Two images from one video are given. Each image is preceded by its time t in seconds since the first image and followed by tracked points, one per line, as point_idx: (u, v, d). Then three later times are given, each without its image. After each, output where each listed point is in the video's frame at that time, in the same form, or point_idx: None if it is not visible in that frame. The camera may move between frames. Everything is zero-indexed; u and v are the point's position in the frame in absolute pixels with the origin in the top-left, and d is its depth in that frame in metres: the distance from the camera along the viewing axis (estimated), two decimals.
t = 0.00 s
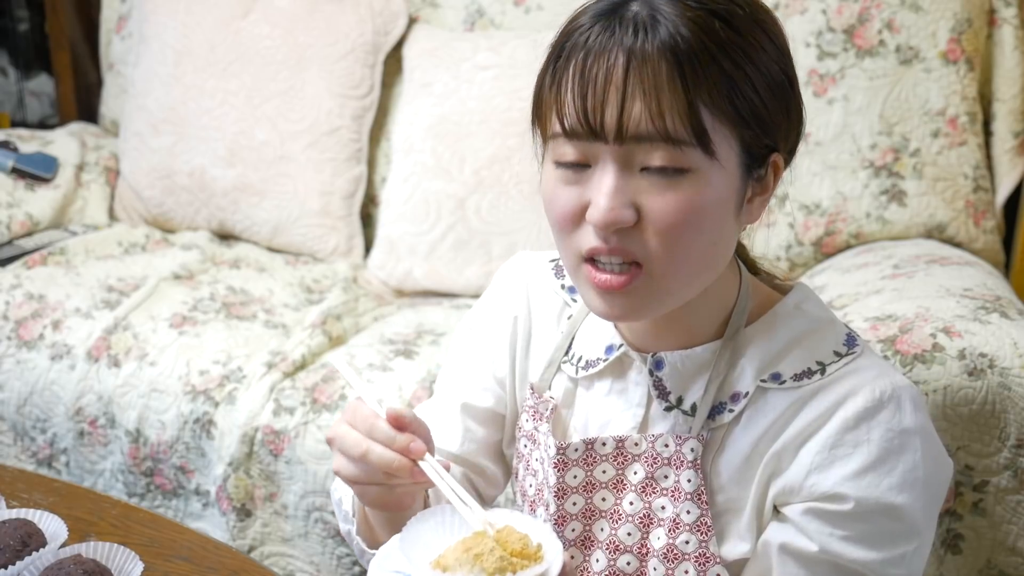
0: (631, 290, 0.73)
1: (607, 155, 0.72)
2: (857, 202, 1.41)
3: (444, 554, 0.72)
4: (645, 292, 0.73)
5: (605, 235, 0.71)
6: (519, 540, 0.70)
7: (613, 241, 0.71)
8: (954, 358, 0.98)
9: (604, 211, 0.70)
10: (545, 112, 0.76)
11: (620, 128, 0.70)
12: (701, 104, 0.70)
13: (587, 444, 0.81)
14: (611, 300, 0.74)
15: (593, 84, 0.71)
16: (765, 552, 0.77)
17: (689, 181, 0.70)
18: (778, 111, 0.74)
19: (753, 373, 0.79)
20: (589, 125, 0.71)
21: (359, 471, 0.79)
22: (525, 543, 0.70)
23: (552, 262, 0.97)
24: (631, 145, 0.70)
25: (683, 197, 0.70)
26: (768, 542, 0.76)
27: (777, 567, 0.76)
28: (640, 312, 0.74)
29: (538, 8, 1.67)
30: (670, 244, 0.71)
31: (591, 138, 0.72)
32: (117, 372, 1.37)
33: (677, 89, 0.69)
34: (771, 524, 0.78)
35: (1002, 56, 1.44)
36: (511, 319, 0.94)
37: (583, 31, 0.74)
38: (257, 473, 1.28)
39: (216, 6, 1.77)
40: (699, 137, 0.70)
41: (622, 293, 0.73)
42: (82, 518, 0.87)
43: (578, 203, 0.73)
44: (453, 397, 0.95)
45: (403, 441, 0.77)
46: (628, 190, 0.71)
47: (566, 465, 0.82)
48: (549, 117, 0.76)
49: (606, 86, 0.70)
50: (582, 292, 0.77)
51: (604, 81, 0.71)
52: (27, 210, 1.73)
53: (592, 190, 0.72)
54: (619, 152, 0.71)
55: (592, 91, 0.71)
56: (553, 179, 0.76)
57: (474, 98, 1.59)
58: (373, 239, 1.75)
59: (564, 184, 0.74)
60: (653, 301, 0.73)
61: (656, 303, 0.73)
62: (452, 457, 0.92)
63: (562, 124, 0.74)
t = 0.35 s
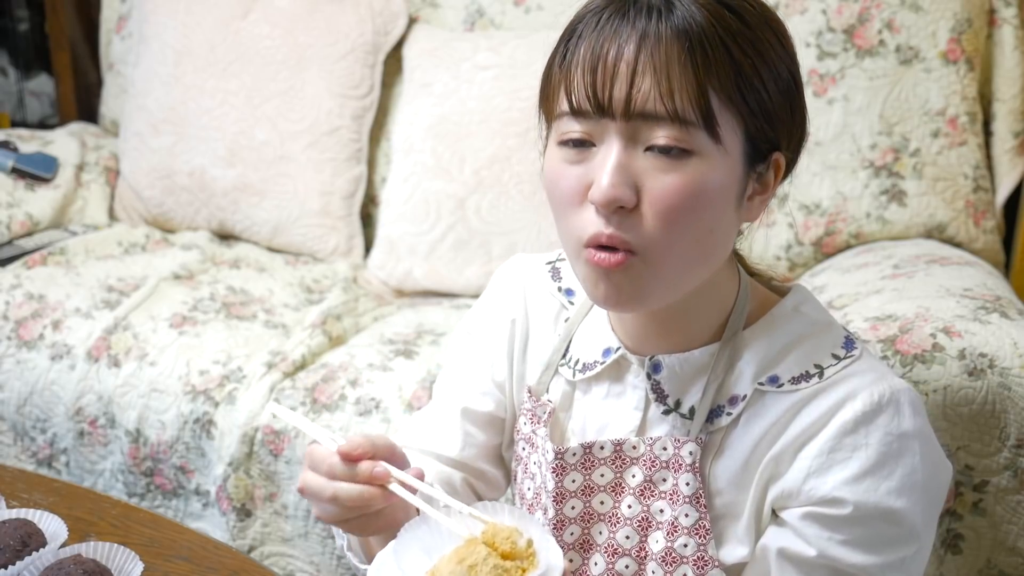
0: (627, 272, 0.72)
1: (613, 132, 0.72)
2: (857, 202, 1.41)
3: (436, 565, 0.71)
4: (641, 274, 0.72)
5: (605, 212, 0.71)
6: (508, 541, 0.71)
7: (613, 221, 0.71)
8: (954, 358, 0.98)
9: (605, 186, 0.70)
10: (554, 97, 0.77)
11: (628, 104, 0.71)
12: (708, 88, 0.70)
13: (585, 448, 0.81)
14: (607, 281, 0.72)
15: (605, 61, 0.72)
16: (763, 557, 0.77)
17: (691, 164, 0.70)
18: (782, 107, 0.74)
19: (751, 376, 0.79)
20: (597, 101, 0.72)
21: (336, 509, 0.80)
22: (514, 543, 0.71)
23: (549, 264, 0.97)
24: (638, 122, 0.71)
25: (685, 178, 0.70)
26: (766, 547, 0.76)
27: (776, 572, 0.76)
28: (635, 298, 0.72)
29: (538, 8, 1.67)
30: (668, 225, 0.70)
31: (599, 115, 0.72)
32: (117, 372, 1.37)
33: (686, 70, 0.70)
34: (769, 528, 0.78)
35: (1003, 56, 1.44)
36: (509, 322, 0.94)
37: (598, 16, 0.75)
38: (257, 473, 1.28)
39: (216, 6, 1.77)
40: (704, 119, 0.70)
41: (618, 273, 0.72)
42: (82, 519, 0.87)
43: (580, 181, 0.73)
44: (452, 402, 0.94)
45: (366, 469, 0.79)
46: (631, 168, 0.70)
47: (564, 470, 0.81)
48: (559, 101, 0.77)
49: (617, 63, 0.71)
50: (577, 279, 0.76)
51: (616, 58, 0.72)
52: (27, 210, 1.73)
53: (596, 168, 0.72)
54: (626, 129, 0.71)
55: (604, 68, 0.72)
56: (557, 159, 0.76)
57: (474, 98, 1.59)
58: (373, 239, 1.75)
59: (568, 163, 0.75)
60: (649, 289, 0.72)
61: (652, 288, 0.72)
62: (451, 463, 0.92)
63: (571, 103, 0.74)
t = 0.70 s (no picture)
0: (637, 315, 0.74)
1: (614, 187, 0.71)
2: (857, 202, 1.41)
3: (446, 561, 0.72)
4: (651, 315, 0.74)
5: (613, 267, 0.72)
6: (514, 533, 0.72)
7: (621, 271, 0.72)
8: (954, 358, 0.98)
9: (613, 248, 0.70)
10: (549, 134, 0.75)
11: (629, 162, 0.69)
12: (710, 135, 0.69)
13: (591, 440, 0.82)
14: (617, 323, 0.75)
15: (602, 114, 0.70)
16: (768, 548, 0.76)
17: (696, 212, 0.71)
18: (784, 126, 0.74)
19: (757, 370, 0.79)
20: (597, 156, 0.70)
21: (343, 555, 0.81)
22: (516, 533, 0.72)
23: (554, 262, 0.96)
24: (640, 179, 0.70)
25: (690, 228, 0.71)
26: (771, 538, 0.76)
27: (780, 562, 0.75)
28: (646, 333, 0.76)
29: (538, 8, 1.67)
30: (676, 273, 0.72)
31: (598, 169, 0.71)
32: (117, 372, 1.37)
33: (686, 121, 0.68)
34: (774, 520, 0.77)
35: (1003, 56, 1.44)
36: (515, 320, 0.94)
37: (591, 52, 0.72)
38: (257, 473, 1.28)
39: (216, 6, 1.77)
40: (706, 168, 0.70)
41: (629, 317, 0.74)
42: (83, 518, 0.87)
43: (585, 231, 0.73)
44: (460, 398, 0.95)
45: (355, 507, 0.79)
46: (636, 224, 0.71)
47: (571, 462, 0.82)
48: (555, 141, 0.75)
49: (616, 117, 0.69)
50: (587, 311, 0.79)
51: (614, 111, 0.69)
52: (27, 210, 1.73)
53: (600, 220, 0.72)
54: (628, 186, 0.70)
55: (602, 122, 0.70)
56: (559, 202, 0.75)
57: (474, 98, 1.59)
58: (373, 239, 1.75)
59: (571, 209, 0.74)
60: (657, 322, 0.75)
61: (661, 323, 0.75)
62: (461, 460, 0.92)
63: (569, 151, 0.73)
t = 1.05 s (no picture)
0: (642, 312, 0.74)
1: (618, 185, 0.71)
2: (856, 202, 1.41)
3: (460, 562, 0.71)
4: (656, 312, 0.74)
5: (617, 265, 0.72)
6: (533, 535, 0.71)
7: (625, 269, 0.72)
8: (953, 358, 0.98)
9: (616, 245, 0.71)
10: (553, 134, 0.75)
11: (632, 159, 0.69)
12: (713, 133, 0.69)
13: (594, 442, 0.82)
14: (623, 320, 0.75)
15: (605, 112, 0.70)
16: (771, 552, 0.77)
17: (700, 210, 0.70)
18: (789, 124, 0.73)
19: (762, 373, 0.79)
20: (600, 154, 0.71)
21: (365, 482, 0.81)
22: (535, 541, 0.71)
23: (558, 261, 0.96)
24: (643, 176, 0.70)
25: (694, 225, 0.71)
26: (774, 542, 0.76)
27: (783, 566, 0.76)
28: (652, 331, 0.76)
29: (538, 8, 1.67)
30: (681, 270, 0.72)
31: (601, 167, 0.71)
32: (117, 372, 1.37)
33: (689, 118, 0.68)
34: (778, 523, 0.77)
35: (1003, 56, 1.44)
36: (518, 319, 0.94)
37: (593, 50, 0.72)
38: (257, 473, 1.28)
39: (216, 6, 1.77)
40: (710, 166, 0.69)
41: (634, 315, 0.74)
42: (83, 518, 0.87)
43: (589, 229, 0.74)
44: (460, 397, 0.95)
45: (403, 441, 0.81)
46: (640, 221, 0.71)
47: (573, 463, 0.82)
48: (558, 141, 0.75)
49: (618, 115, 0.69)
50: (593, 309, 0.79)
51: (616, 109, 0.69)
52: (27, 210, 1.73)
53: (604, 218, 0.72)
54: (631, 183, 0.70)
55: (604, 120, 0.70)
56: (563, 201, 0.76)
57: (474, 98, 1.59)
58: (373, 239, 1.75)
59: (575, 208, 0.75)
60: (663, 319, 0.75)
61: (666, 321, 0.75)
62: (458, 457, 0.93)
63: (572, 150, 0.73)
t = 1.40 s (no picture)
0: (647, 314, 0.75)
1: (617, 189, 0.71)
2: (856, 202, 1.41)
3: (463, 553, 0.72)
4: (661, 313, 0.74)
5: (620, 269, 0.72)
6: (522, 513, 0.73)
7: (628, 271, 0.72)
8: (954, 358, 0.98)
9: (618, 249, 0.71)
10: (553, 141, 0.76)
11: (630, 163, 0.69)
12: (710, 134, 0.69)
13: (598, 439, 0.82)
14: (629, 322, 0.75)
15: (602, 117, 0.70)
16: (774, 553, 0.77)
17: (701, 210, 0.71)
18: (789, 120, 0.73)
19: (766, 372, 0.79)
20: (599, 159, 0.71)
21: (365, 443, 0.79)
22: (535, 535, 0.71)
23: (563, 261, 0.96)
24: (642, 180, 0.70)
25: (695, 226, 0.71)
26: (777, 543, 0.76)
27: (786, 567, 0.76)
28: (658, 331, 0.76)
29: (538, 8, 1.67)
30: (684, 271, 0.72)
31: (600, 172, 0.71)
32: (117, 371, 1.37)
33: (686, 120, 0.68)
34: (781, 524, 0.77)
35: (1002, 56, 1.44)
36: (521, 317, 0.94)
37: (588, 56, 0.72)
38: (257, 473, 1.28)
39: (216, 6, 1.77)
40: (709, 167, 0.69)
41: (639, 316, 0.75)
42: (82, 518, 0.87)
43: (591, 234, 0.74)
44: (460, 393, 0.94)
45: (404, 398, 0.78)
46: (641, 224, 0.71)
47: (577, 460, 0.82)
48: (558, 148, 0.75)
49: (615, 120, 0.69)
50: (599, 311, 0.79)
51: (613, 114, 0.69)
52: (27, 210, 1.73)
53: (605, 223, 0.73)
54: (630, 187, 0.70)
55: (601, 125, 0.70)
56: (565, 207, 0.76)
57: (474, 98, 1.59)
58: (373, 239, 1.75)
59: (577, 213, 0.75)
60: (668, 318, 0.75)
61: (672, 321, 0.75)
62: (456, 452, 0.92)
63: (571, 156, 0.73)
